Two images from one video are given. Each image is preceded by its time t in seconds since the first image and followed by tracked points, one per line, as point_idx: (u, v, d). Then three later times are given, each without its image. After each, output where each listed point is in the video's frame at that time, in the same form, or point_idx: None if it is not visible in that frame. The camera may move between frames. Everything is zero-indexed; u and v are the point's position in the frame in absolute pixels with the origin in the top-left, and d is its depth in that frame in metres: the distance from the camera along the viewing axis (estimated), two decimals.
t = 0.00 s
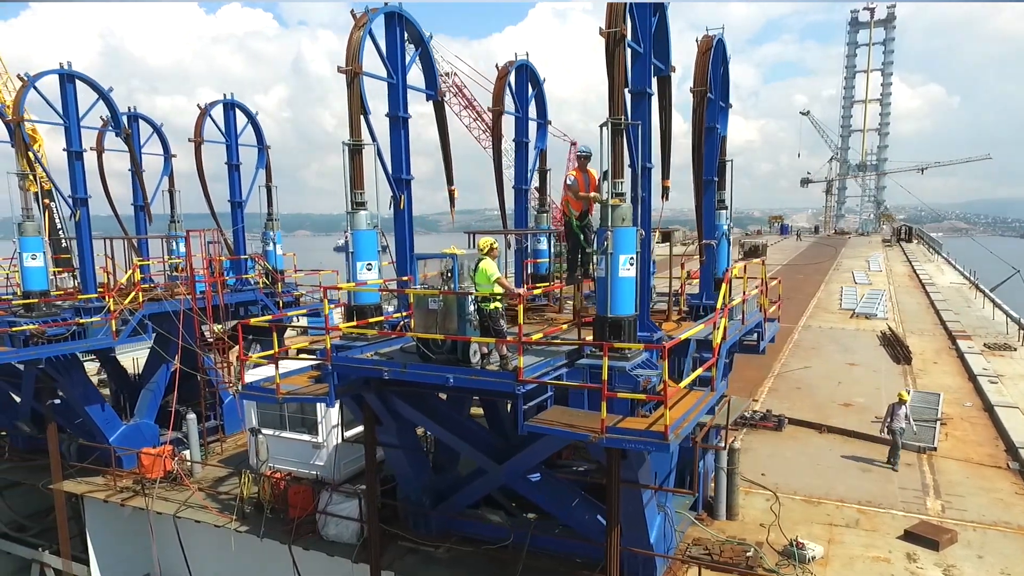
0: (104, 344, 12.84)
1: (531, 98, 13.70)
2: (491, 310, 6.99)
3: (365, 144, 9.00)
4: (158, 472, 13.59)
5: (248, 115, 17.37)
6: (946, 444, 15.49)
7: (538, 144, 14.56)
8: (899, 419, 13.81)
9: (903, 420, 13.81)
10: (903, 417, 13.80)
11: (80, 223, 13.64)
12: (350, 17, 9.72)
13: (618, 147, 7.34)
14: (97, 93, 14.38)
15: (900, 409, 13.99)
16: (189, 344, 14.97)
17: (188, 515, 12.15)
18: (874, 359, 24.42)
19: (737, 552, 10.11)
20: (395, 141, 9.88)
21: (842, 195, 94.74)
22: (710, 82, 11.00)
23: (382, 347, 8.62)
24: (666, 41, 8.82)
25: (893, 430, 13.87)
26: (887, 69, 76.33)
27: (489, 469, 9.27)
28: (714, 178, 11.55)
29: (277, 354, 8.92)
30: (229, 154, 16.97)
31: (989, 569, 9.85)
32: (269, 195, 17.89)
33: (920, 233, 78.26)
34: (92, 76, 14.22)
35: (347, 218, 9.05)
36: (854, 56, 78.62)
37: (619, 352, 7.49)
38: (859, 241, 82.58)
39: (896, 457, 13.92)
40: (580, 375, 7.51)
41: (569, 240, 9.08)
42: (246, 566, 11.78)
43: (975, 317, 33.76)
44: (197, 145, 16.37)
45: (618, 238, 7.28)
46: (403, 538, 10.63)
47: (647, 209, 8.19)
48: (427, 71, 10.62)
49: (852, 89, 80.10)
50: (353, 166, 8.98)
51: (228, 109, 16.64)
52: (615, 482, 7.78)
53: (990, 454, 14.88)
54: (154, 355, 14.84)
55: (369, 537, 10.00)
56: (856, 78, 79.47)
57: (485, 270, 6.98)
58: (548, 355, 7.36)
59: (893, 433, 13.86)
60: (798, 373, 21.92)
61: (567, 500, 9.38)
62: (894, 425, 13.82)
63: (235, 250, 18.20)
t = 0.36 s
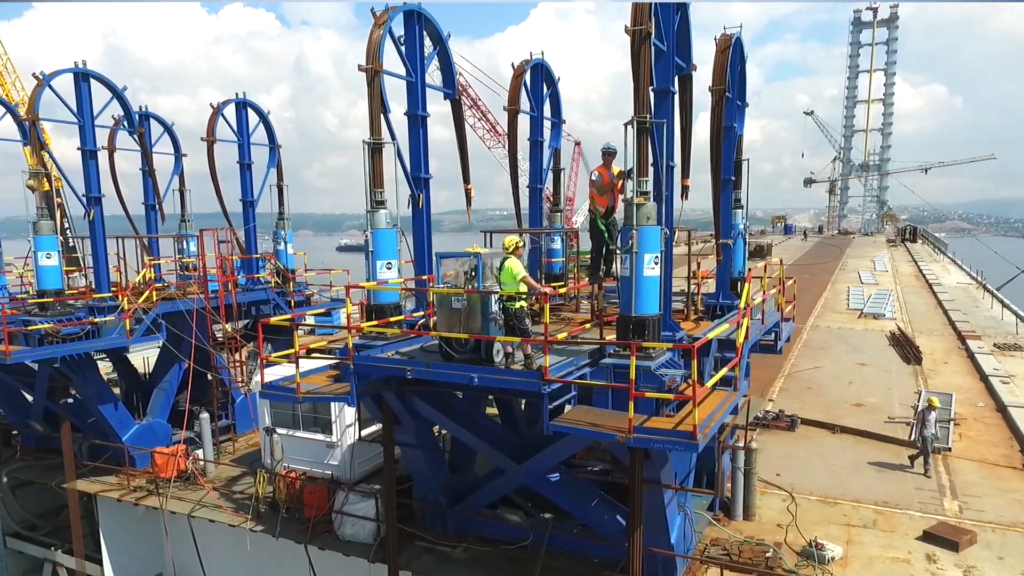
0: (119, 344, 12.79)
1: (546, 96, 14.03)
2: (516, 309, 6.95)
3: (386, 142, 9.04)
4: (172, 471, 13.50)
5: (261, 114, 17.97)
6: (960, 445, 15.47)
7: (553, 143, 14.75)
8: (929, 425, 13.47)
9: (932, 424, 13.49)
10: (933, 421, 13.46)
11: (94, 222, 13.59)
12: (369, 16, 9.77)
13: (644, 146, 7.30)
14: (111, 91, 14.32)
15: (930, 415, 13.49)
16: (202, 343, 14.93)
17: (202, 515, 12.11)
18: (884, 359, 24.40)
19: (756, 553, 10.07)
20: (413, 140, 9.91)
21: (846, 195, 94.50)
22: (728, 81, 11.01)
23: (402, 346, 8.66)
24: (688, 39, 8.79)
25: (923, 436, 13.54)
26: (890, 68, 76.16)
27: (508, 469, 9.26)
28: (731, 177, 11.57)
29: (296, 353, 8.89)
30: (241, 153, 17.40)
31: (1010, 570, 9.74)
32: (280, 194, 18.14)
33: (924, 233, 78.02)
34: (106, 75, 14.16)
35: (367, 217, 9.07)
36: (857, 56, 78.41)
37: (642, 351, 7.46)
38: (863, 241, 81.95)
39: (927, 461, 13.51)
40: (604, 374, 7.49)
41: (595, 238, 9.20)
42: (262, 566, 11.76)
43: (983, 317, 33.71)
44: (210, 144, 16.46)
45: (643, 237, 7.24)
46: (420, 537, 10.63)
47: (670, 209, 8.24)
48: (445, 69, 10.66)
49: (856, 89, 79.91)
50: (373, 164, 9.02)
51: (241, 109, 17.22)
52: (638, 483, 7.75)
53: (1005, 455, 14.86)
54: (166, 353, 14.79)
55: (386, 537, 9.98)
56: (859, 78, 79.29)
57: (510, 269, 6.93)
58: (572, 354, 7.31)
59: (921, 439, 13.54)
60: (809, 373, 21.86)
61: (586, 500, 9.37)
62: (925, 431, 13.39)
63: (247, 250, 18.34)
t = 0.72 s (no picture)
0: (131, 343, 12.74)
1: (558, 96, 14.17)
2: (540, 308, 6.92)
3: (404, 141, 9.08)
4: (184, 471, 13.41)
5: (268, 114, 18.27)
6: (971, 445, 15.50)
7: (564, 141, 14.90)
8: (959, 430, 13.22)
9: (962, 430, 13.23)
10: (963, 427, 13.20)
11: (105, 221, 13.52)
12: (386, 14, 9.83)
13: (668, 144, 7.31)
14: (122, 90, 14.26)
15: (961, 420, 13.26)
16: (213, 342, 14.87)
17: (215, 515, 12.05)
18: (890, 359, 24.43)
19: (773, 553, 10.04)
20: (430, 138, 9.96)
21: (847, 195, 94.55)
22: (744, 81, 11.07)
23: (421, 345, 8.67)
24: (709, 37, 8.82)
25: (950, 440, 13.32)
26: (888, 69, 76.21)
27: (525, 469, 9.24)
28: (746, 176, 11.64)
29: (315, 352, 8.83)
30: (250, 152, 17.64)
31: None
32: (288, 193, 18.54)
33: (924, 233, 78.00)
34: (117, 74, 14.10)
35: (385, 216, 9.04)
36: (855, 56, 78.32)
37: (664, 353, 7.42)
38: (863, 241, 82.00)
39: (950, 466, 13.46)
40: (627, 374, 7.46)
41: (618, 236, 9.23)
42: (274, 566, 11.71)
43: (988, 317, 33.74)
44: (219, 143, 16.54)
45: (667, 235, 7.21)
46: (434, 537, 10.59)
47: (691, 208, 8.17)
48: (461, 68, 10.73)
49: (854, 89, 79.88)
50: (392, 163, 9.04)
51: (249, 108, 17.54)
52: (660, 482, 7.72)
53: (1017, 455, 14.89)
54: (177, 352, 14.74)
55: (402, 537, 9.93)
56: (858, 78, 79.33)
57: (535, 268, 6.89)
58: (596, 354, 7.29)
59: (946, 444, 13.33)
60: (816, 373, 21.85)
61: (603, 500, 9.34)
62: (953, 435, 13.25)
63: (256, 249, 18.38)
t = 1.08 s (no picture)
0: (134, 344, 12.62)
1: (564, 95, 14.39)
2: (559, 308, 6.87)
3: (416, 140, 9.09)
4: (184, 472, 13.54)
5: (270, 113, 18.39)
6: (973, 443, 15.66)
7: (570, 141, 15.03)
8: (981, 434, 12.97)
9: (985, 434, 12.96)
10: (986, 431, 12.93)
11: (108, 221, 13.38)
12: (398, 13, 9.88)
13: (686, 144, 7.33)
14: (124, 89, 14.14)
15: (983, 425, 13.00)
16: (215, 343, 14.73)
17: (221, 516, 11.96)
18: (887, 358, 24.64)
19: (784, 552, 10.06)
20: (441, 137, 9.97)
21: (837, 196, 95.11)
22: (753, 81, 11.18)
23: (434, 345, 8.64)
24: (721, 37, 8.91)
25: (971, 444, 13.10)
26: (876, 70, 76.83)
27: (538, 468, 9.23)
28: (753, 177, 11.78)
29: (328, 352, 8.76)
30: (252, 151, 17.73)
31: None
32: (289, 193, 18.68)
33: (915, 233, 78.63)
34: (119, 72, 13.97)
35: (398, 216, 9.02)
36: (844, 57, 78.76)
37: (682, 352, 7.38)
38: (854, 241, 82.63)
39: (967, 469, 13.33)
40: (645, 374, 7.44)
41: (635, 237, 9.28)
42: (281, 567, 11.64)
43: (981, 316, 34.10)
44: (222, 142, 16.67)
45: (684, 235, 7.21)
46: (443, 538, 10.56)
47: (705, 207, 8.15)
48: (471, 67, 10.77)
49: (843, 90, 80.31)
50: (405, 162, 9.03)
51: (252, 107, 17.64)
52: (677, 482, 7.72)
53: (1018, 453, 15.06)
54: (180, 351, 14.61)
55: (413, 537, 9.89)
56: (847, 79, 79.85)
57: (555, 267, 6.83)
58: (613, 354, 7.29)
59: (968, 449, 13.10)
60: (815, 372, 21.96)
61: (616, 500, 9.34)
62: (977, 438, 12.96)
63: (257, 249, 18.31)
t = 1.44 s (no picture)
0: (133, 344, 12.47)
1: (567, 95, 14.49)
2: (576, 307, 6.82)
3: (426, 138, 9.06)
4: (183, 474, 13.33)
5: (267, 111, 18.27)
6: (968, 441, 15.87)
7: (572, 140, 15.09)
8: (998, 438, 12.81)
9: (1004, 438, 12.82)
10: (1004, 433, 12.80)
11: (105, 220, 13.19)
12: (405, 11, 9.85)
13: (701, 143, 7.36)
14: (121, 86, 13.95)
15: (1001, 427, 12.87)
16: (214, 343, 14.59)
17: (222, 518, 11.83)
18: (879, 356, 24.95)
19: (790, 550, 10.10)
20: (449, 135, 9.94)
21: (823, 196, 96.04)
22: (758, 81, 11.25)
23: (445, 345, 8.60)
24: (730, 37, 8.96)
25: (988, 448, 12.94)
26: (859, 72, 77.64)
27: (548, 468, 9.21)
28: (757, 176, 11.84)
29: (339, 351, 8.65)
30: (249, 150, 17.60)
31: None
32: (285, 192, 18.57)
33: (899, 233, 79.62)
34: (116, 70, 13.79)
35: (407, 215, 8.97)
36: (826, 59, 79.45)
37: (695, 350, 7.42)
38: (840, 241, 83.48)
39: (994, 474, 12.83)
40: (660, 372, 7.44)
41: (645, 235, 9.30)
42: (285, 569, 11.53)
43: (968, 315, 34.64)
44: (218, 140, 16.66)
45: (700, 234, 7.22)
46: (450, 538, 10.52)
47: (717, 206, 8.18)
48: (477, 66, 10.76)
49: (824, 91, 80.70)
50: (414, 160, 9.00)
51: (249, 105, 17.52)
52: (690, 481, 7.73)
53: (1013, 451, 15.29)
54: (177, 351, 14.42)
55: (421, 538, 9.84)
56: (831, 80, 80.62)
57: (572, 267, 6.78)
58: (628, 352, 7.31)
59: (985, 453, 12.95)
60: (809, 371, 22.12)
61: (626, 499, 9.35)
62: (994, 442, 12.79)
63: (254, 248, 18.16)
